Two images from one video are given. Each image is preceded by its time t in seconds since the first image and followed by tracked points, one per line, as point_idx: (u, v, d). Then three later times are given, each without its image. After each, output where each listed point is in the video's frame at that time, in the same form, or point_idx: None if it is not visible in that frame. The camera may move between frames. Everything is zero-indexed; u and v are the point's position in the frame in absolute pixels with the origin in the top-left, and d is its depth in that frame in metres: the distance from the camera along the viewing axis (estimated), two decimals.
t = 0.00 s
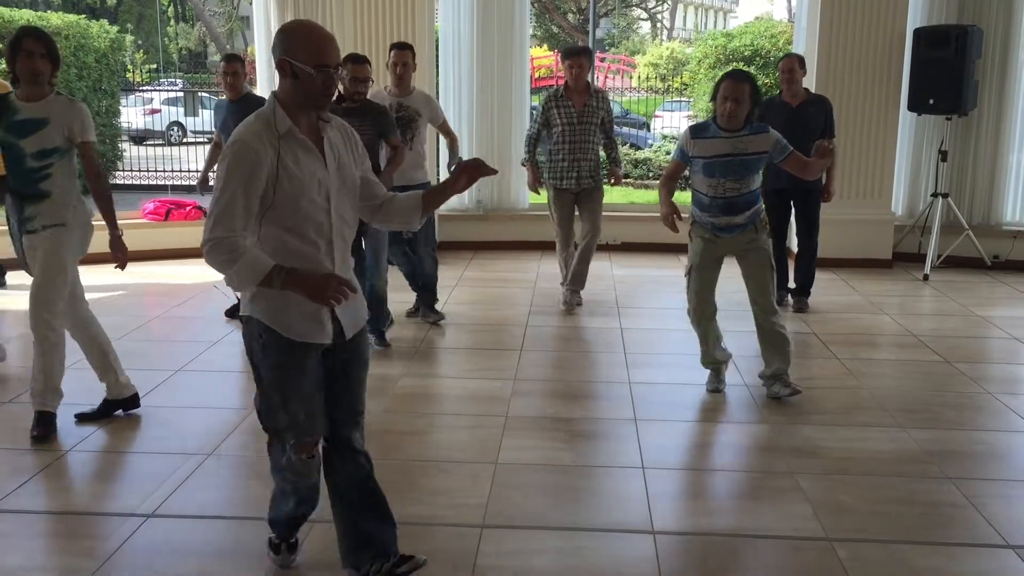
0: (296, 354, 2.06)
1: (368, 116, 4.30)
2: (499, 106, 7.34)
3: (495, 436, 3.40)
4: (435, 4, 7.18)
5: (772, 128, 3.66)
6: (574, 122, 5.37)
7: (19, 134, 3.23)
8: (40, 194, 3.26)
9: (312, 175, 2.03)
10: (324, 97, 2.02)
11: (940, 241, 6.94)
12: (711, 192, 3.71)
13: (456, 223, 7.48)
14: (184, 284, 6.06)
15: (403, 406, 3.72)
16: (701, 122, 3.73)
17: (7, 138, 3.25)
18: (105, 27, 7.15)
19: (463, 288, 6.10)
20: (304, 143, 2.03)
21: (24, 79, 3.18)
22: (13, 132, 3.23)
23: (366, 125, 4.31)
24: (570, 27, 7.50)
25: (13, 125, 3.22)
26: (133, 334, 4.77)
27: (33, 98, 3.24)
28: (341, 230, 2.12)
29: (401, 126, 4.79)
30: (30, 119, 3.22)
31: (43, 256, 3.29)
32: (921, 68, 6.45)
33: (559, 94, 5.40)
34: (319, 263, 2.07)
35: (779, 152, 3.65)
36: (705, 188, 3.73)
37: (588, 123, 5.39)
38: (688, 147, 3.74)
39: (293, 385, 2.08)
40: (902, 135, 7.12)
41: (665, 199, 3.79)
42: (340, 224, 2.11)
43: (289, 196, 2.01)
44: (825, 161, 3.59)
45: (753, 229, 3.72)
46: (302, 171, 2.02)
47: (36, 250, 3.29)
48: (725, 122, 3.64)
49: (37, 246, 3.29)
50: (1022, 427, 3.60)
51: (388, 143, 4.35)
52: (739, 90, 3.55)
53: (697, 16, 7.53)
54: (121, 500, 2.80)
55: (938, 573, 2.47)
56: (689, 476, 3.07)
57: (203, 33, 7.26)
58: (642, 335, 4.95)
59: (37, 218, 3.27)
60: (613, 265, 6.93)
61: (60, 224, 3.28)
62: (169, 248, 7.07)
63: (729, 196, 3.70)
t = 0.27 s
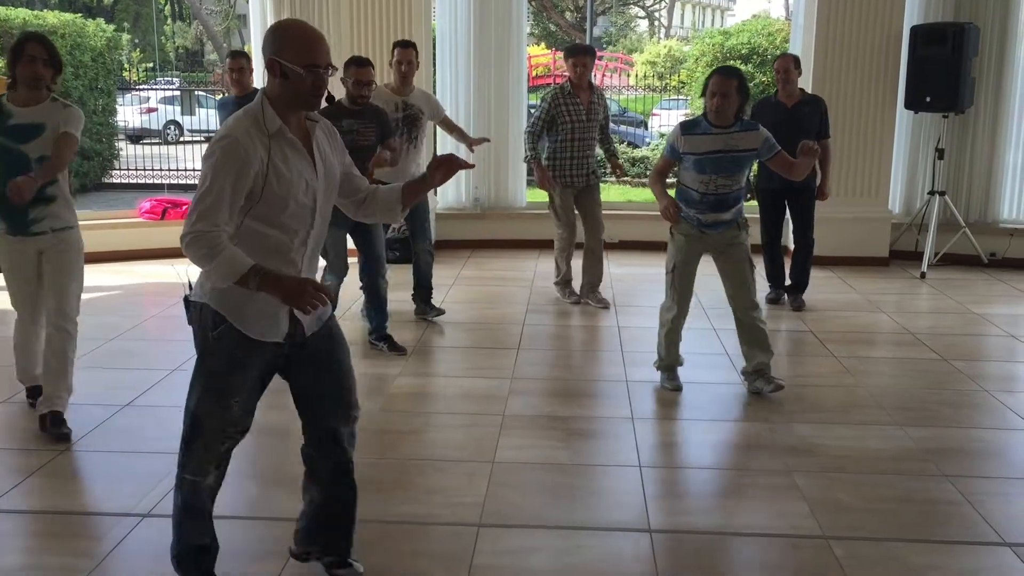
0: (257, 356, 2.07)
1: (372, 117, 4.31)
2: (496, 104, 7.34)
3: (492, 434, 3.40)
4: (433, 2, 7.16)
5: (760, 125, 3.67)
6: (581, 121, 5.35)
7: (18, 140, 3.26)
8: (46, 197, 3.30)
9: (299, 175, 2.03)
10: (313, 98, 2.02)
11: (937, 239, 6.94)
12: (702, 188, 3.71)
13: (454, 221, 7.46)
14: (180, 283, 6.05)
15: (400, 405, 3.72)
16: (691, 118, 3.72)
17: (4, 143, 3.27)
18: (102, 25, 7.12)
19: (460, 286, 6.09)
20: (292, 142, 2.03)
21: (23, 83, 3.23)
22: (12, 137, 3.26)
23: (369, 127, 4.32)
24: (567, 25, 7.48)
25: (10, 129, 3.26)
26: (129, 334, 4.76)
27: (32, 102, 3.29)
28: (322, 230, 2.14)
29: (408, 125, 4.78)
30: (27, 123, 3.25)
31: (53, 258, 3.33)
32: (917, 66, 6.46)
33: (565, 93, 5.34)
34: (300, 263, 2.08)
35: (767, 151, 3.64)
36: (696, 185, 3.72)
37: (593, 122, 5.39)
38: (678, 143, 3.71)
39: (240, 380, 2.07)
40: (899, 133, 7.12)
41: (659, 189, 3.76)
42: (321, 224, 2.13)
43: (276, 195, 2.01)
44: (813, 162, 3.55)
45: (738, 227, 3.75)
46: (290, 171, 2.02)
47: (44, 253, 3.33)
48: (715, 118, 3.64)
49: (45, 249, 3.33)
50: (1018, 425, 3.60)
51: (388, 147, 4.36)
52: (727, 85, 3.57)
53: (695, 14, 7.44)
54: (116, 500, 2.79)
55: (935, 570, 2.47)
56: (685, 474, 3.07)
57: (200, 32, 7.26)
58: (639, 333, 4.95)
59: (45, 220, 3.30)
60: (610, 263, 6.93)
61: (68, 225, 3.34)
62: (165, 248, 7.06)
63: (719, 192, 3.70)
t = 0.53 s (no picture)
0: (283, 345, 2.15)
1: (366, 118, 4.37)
2: (496, 103, 7.33)
3: (492, 433, 3.39)
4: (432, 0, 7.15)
5: (760, 113, 3.68)
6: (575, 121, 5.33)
7: (20, 134, 3.32)
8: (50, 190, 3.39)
9: (275, 178, 2.09)
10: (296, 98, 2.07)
11: (937, 237, 6.94)
12: (710, 178, 3.69)
13: (454, 219, 7.46)
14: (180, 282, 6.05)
15: (400, 403, 3.71)
16: (691, 112, 3.70)
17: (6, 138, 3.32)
18: (101, 24, 7.11)
19: (460, 284, 6.09)
20: (275, 144, 2.09)
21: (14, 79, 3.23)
22: (13, 132, 3.31)
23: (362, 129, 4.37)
24: (567, 23, 7.47)
25: (11, 125, 3.30)
26: (128, 332, 4.76)
27: (25, 96, 3.32)
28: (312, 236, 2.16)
29: (414, 125, 4.79)
30: (27, 118, 3.31)
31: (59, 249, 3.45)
32: (917, 63, 6.45)
33: (562, 93, 5.32)
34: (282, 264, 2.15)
35: (770, 138, 3.66)
36: (704, 176, 3.70)
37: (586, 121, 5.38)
38: (681, 138, 3.70)
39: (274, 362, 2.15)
40: (899, 130, 7.11)
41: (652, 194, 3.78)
42: (308, 230, 2.15)
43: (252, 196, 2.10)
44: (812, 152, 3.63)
45: (741, 215, 3.78)
46: (266, 173, 2.09)
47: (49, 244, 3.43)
48: (716, 111, 3.64)
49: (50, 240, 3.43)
50: (1019, 423, 3.60)
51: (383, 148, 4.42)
52: (721, 80, 3.55)
53: (695, 12, 7.43)
54: (115, 499, 2.79)
55: (935, 569, 2.47)
56: (684, 472, 3.06)
57: (200, 30, 7.25)
58: (639, 331, 4.94)
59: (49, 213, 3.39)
60: (609, 262, 6.92)
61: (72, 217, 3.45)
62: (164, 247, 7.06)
63: (727, 182, 3.70)
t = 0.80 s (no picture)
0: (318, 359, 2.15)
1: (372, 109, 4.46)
2: (500, 100, 7.33)
3: (497, 430, 3.40)
4: None
5: (779, 115, 3.67)
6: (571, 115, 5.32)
7: (20, 130, 3.30)
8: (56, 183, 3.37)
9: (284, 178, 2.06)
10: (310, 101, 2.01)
11: (943, 234, 6.92)
12: (727, 181, 3.67)
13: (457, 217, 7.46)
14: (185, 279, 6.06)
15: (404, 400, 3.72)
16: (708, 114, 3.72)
17: (7, 135, 3.31)
18: (106, 21, 7.12)
19: (465, 281, 6.09)
20: (288, 144, 2.05)
21: (9, 75, 3.23)
22: (14, 128, 3.30)
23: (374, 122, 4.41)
24: (572, 20, 7.46)
25: (12, 121, 3.29)
26: (134, 329, 4.78)
27: (23, 92, 3.31)
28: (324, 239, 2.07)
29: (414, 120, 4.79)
30: (25, 113, 3.29)
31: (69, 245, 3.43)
32: (922, 60, 6.43)
33: (561, 89, 5.30)
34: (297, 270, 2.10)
35: (787, 139, 3.64)
36: (720, 178, 3.68)
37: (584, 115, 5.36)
38: (698, 139, 3.72)
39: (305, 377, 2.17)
40: (904, 127, 7.10)
41: (665, 197, 3.82)
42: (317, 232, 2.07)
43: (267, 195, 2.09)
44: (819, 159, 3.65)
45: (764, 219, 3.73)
46: (276, 172, 2.06)
47: (57, 240, 3.42)
48: (733, 112, 3.64)
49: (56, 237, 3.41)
50: None
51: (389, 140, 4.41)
52: (739, 81, 3.57)
53: (700, 9, 7.42)
54: (120, 495, 2.80)
55: (939, 565, 2.47)
56: (688, 469, 3.07)
57: (205, 28, 7.26)
58: (644, 328, 4.94)
59: (53, 210, 3.37)
60: (614, 259, 6.92)
61: (78, 212, 3.42)
62: (170, 244, 7.07)
63: (744, 184, 3.67)
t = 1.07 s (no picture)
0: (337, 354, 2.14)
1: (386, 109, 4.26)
2: (506, 96, 7.33)
3: (504, 425, 3.41)
4: None
5: (801, 118, 3.66)
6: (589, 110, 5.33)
7: (29, 135, 3.29)
8: (64, 188, 3.35)
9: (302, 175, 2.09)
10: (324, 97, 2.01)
11: (950, 230, 6.91)
12: (748, 183, 3.67)
13: (464, 213, 7.47)
14: (192, 275, 6.08)
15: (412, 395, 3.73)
16: (731, 113, 3.67)
17: (15, 140, 3.30)
18: (113, 18, 7.17)
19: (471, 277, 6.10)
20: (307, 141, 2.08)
21: (21, 79, 3.23)
22: (23, 133, 3.29)
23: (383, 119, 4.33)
24: (578, 16, 7.45)
25: (21, 125, 3.28)
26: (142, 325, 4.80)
27: (34, 96, 3.30)
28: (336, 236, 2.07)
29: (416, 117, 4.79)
30: (35, 117, 3.28)
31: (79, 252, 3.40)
32: (930, 55, 6.41)
33: (572, 84, 5.31)
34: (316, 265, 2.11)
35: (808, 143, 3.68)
36: (741, 180, 3.68)
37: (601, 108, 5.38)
38: (720, 140, 3.66)
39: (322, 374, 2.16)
40: (912, 123, 7.08)
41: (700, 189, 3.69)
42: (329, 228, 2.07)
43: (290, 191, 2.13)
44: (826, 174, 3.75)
45: (787, 219, 3.71)
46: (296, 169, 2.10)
47: (66, 247, 3.39)
48: (757, 114, 3.60)
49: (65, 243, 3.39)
50: None
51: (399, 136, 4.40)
52: (769, 87, 3.50)
53: (707, 4, 7.39)
54: (130, 488, 2.82)
55: (946, 560, 2.47)
56: (695, 464, 3.07)
57: (211, 24, 7.23)
58: (650, 324, 4.95)
59: (62, 216, 3.35)
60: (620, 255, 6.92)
61: (87, 218, 3.40)
62: (177, 240, 7.09)
63: (766, 186, 3.66)
